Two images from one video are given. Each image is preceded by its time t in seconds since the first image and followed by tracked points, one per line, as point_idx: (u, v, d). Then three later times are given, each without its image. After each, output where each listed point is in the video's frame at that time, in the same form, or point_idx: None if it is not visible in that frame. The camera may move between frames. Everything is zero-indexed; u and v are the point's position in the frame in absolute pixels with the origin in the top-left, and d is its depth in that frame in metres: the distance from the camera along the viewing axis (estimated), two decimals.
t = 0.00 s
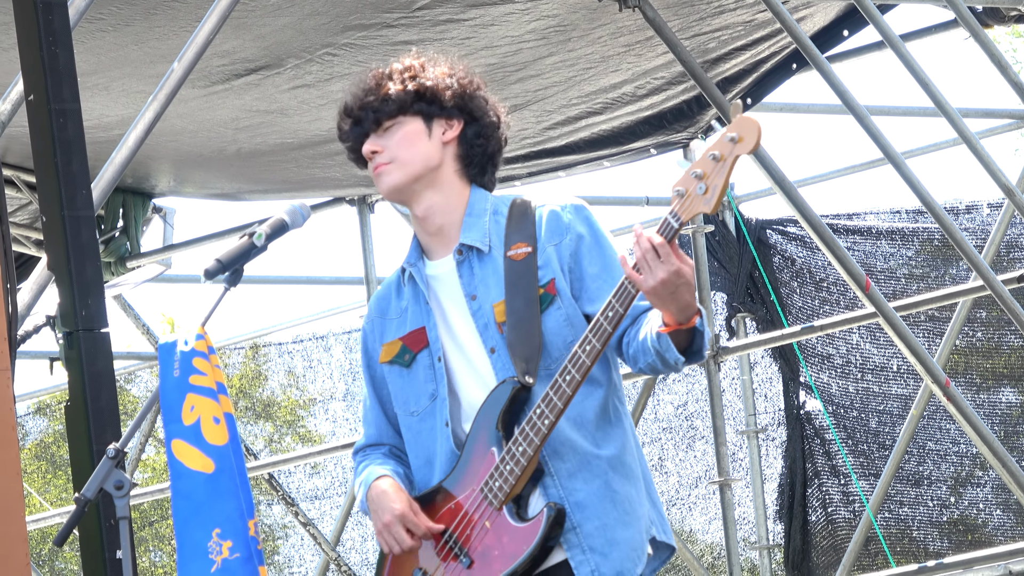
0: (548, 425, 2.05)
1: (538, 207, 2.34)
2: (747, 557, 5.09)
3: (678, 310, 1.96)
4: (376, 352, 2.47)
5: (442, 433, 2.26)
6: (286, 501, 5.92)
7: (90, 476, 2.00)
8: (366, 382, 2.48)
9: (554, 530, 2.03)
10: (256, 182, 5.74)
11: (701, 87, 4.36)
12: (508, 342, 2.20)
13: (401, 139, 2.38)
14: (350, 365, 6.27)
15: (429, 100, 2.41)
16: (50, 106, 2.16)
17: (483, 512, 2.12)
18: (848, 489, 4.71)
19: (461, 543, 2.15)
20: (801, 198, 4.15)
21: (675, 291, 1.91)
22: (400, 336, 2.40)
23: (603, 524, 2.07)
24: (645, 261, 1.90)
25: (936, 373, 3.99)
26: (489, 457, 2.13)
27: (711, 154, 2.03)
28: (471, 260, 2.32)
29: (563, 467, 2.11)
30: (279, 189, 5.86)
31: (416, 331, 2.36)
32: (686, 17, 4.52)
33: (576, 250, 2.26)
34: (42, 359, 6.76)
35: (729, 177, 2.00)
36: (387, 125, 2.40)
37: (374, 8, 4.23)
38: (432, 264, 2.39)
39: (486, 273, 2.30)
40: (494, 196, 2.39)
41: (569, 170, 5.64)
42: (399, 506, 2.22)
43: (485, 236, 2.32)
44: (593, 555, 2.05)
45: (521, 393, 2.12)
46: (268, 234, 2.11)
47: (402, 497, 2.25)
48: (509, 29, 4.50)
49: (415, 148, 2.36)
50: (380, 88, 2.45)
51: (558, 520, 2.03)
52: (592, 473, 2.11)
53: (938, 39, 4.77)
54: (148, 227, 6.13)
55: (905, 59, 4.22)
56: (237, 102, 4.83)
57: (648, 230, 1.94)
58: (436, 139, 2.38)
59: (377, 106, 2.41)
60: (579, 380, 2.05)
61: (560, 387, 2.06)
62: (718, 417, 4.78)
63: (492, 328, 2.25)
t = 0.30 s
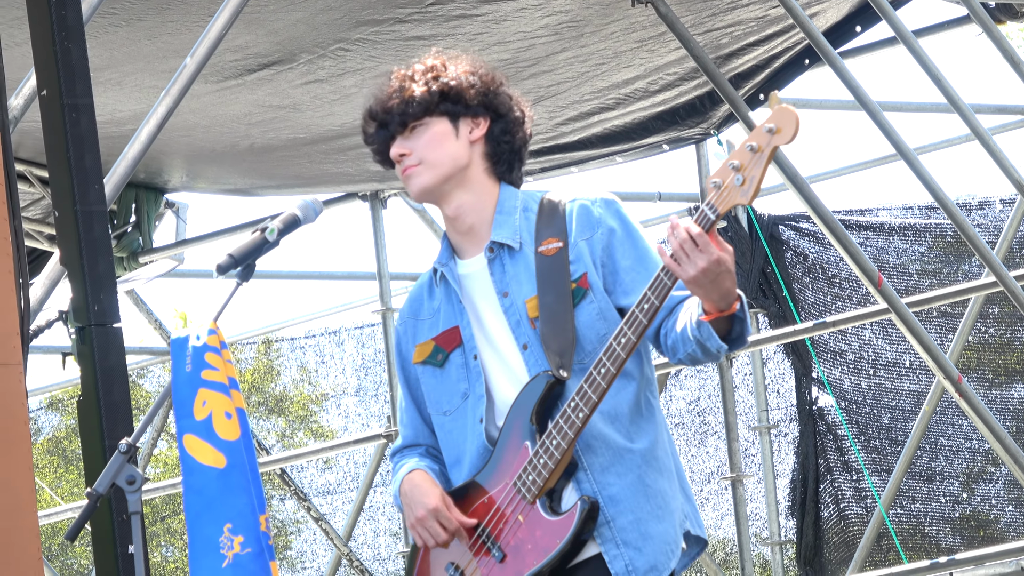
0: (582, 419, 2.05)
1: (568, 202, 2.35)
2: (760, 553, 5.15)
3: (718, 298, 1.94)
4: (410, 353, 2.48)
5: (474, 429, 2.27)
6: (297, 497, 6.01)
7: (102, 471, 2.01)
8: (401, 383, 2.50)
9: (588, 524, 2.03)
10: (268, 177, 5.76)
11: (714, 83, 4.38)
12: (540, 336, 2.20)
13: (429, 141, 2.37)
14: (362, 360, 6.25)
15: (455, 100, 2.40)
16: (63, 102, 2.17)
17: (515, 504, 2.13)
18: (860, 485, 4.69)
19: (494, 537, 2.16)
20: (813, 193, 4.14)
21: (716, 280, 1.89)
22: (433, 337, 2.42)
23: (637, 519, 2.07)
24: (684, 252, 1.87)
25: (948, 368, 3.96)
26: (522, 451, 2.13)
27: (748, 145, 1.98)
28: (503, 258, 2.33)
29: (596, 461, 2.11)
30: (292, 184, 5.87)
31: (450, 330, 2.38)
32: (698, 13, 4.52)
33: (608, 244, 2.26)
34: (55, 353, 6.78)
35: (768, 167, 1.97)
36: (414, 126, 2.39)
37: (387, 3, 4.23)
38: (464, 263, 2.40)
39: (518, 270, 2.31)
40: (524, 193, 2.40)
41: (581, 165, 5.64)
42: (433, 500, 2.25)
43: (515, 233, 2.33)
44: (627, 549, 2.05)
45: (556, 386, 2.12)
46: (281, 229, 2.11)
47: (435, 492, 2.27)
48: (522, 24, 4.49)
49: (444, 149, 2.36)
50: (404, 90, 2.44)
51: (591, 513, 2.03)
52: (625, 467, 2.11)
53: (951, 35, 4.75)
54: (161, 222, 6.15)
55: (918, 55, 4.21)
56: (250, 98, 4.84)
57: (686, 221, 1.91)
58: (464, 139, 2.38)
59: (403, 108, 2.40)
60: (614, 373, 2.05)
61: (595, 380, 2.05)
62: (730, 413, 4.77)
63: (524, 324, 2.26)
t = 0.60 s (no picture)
0: (587, 417, 2.06)
1: (593, 196, 2.35)
2: (771, 550, 5.15)
3: (727, 306, 1.94)
4: (438, 337, 2.52)
5: (487, 419, 2.31)
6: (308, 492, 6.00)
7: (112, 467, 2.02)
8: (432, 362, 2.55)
9: (587, 522, 2.05)
10: (279, 173, 5.76)
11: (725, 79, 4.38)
12: (556, 329, 2.21)
13: (468, 127, 2.37)
14: (372, 356, 6.25)
15: (497, 88, 2.40)
16: (74, 98, 2.17)
17: (520, 498, 2.16)
18: (872, 482, 4.67)
19: (497, 528, 2.20)
20: (824, 190, 4.13)
21: (723, 288, 1.89)
22: (458, 322, 2.44)
23: (638, 517, 2.08)
24: (693, 259, 1.88)
25: (959, 366, 3.95)
26: (530, 444, 2.16)
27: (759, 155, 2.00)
28: (525, 248, 2.35)
29: (602, 458, 2.12)
30: (302, 181, 5.88)
31: (472, 317, 2.41)
32: (709, 9, 4.50)
33: (629, 240, 2.25)
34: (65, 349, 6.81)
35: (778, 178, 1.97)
36: (454, 111, 2.39)
37: None
38: (490, 250, 2.42)
39: (539, 262, 2.32)
40: (552, 184, 2.40)
41: (592, 162, 5.63)
42: (440, 488, 2.29)
43: (539, 224, 2.33)
44: (627, 548, 2.05)
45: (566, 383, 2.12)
46: (291, 225, 2.11)
47: (443, 478, 2.31)
48: (533, 20, 4.49)
49: (482, 137, 2.36)
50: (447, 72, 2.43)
51: (592, 511, 2.04)
52: (630, 465, 2.11)
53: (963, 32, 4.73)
54: (172, 219, 6.16)
55: (929, 52, 4.19)
56: (261, 94, 4.86)
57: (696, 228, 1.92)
58: (502, 128, 2.38)
59: (445, 92, 2.39)
60: (619, 373, 2.05)
61: (602, 379, 2.06)
62: (740, 410, 4.75)
63: (542, 316, 2.27)
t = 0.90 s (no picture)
0: (566, 424, 2.13)
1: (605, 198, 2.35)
2: (780, 548, 5.15)
3: (696, 328, 2.01)
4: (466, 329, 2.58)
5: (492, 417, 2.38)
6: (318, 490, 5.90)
7: (122, 464, 2.02)
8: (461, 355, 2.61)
9: (563, 526, 2.15)
10: (289, 170, 5.77)
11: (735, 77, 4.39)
12: (554, 334, 2.26)
13: (500, 135, 2.37)
14: (382, 354, 6.32)
15: (527, 93, 2.40)
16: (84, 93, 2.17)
17: (506, 498, 2.26)
18: (880, 480, 4.67)
19: (485, 525, 2.30)
20: (834, 188, 4.12)
21: (689, 310, 1.96)
22: (482, 318, 2.50)
23: (616, 522, 2.13)
24: (660, 280, 1.94)
25: (968, 363, 3.93)
26: (519, 444, 2.25)
27: (728, 183, 2.08)
28: (538, 249, 2.38)
29: (586, 462, 2.18)
30: (312, 178, 5.89)
31: (492, 314, 2.46)
32: (720, 7, 4.48)
33: (633, 244, 2.26)
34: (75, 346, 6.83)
35: (743, 206, 2.05)
36: (484, 118, 2.39)
37: None
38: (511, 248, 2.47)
39: (549, 264, 2.36)
40: (572, 182, 2.42)
41: (603, 159, 5.63)
42: (431, 484, 2.37)
43: (553, 226, 2.36)
44: (603, 552, 2.12)
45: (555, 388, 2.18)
46: (301, 222, 2.09)
47: (437, 472, 2.39)
48: (544, 17, 4.48)
49: (513, 145, 2.37)
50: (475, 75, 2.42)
51: (564, 520, 2.15)
52: (613, 470, 2.16)
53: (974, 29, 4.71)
54: (182, 215, 6.18)
55: (939, 51, 4.18)
56: (271, 91, 4.87)
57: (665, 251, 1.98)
58: (530, 134, 2.40)
59: (478, 99, 2.38)
60: (596, 386, 2.11)
61: (580, 388, 2.13)
62: (750, 407, 4.72)
63: (545, 318, 2.32)
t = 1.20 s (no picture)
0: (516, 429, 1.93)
1: (593, 199, 2.09)
2: (788, 547, 5.14)
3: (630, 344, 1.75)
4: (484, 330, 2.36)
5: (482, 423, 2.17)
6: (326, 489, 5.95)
7: (129, 462, 2.02)
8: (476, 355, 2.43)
9: (510, 533, 1.95)
10: (296, 169, 5.78)
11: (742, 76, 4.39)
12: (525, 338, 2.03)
13: (523, 152, 2.08)
14: (390, 352, 6.31)
15: (546, 106, 2.10)
16: (92, 92, 2.18)
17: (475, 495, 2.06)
18: (888, 479, 4.67)
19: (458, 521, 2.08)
20: (842, 187, 4.11)
21: (616, 326, 1.71)
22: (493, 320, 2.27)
23: (566, 529, 1.90)
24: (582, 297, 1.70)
25: (977, 363, 3.92)
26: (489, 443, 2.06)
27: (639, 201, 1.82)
28: (532, 252, 2.14)
29: (542, 466, 1.95)
30: (320, 176, 5.89)
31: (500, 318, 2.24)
32: (728, 6, 4.47)
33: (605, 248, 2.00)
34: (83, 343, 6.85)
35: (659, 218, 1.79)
36: (504, 138, 2.08)
37: None
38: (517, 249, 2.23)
39: (536, 268, 2.12)
40: (576, 184, 2.14)
41: (611, 158, 5.62)
42: (410, 476, 2.17)
43: (544, 229, 2.11)
44: (549, 557, 1.90)
45: (516, 392, 1.96)
46: (309, 220, 2.08)
47: (420, 463, 2.18)
48: (551, 16, 4.48)
49: (536, 164, 2.10)
50: (496, 92, 2.09)
51: (512, 526, 1.94)
52: (568, 474, 1.93)
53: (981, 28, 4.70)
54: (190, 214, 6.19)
55: (947, 50, 4.17)
56: (279, 89, 4.87)
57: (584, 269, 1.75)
58: (550, 148, 2.12)
59: (499, 119, 2.06)
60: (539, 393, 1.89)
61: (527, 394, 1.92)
62: (757, 407, 4.71)
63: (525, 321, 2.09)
